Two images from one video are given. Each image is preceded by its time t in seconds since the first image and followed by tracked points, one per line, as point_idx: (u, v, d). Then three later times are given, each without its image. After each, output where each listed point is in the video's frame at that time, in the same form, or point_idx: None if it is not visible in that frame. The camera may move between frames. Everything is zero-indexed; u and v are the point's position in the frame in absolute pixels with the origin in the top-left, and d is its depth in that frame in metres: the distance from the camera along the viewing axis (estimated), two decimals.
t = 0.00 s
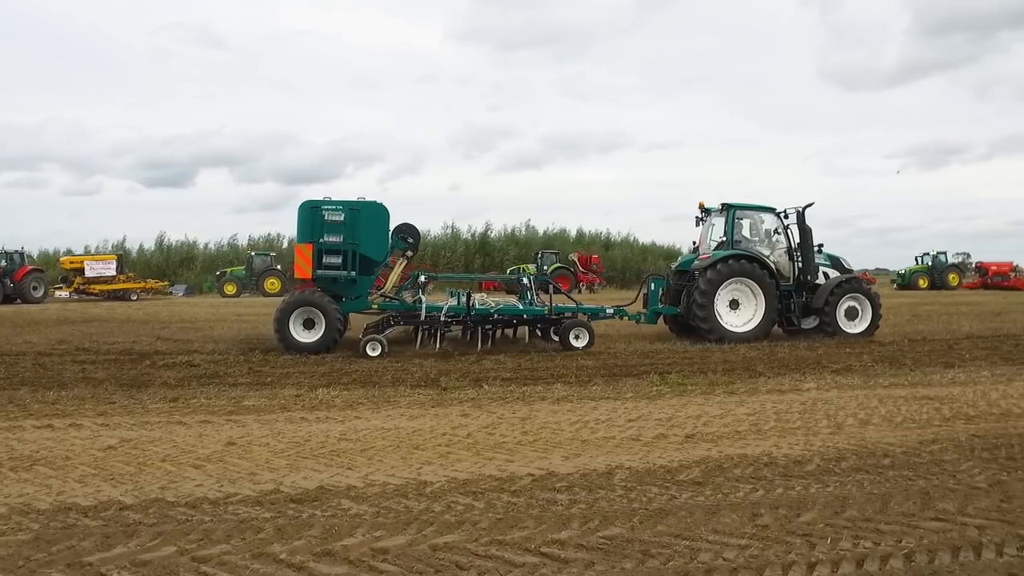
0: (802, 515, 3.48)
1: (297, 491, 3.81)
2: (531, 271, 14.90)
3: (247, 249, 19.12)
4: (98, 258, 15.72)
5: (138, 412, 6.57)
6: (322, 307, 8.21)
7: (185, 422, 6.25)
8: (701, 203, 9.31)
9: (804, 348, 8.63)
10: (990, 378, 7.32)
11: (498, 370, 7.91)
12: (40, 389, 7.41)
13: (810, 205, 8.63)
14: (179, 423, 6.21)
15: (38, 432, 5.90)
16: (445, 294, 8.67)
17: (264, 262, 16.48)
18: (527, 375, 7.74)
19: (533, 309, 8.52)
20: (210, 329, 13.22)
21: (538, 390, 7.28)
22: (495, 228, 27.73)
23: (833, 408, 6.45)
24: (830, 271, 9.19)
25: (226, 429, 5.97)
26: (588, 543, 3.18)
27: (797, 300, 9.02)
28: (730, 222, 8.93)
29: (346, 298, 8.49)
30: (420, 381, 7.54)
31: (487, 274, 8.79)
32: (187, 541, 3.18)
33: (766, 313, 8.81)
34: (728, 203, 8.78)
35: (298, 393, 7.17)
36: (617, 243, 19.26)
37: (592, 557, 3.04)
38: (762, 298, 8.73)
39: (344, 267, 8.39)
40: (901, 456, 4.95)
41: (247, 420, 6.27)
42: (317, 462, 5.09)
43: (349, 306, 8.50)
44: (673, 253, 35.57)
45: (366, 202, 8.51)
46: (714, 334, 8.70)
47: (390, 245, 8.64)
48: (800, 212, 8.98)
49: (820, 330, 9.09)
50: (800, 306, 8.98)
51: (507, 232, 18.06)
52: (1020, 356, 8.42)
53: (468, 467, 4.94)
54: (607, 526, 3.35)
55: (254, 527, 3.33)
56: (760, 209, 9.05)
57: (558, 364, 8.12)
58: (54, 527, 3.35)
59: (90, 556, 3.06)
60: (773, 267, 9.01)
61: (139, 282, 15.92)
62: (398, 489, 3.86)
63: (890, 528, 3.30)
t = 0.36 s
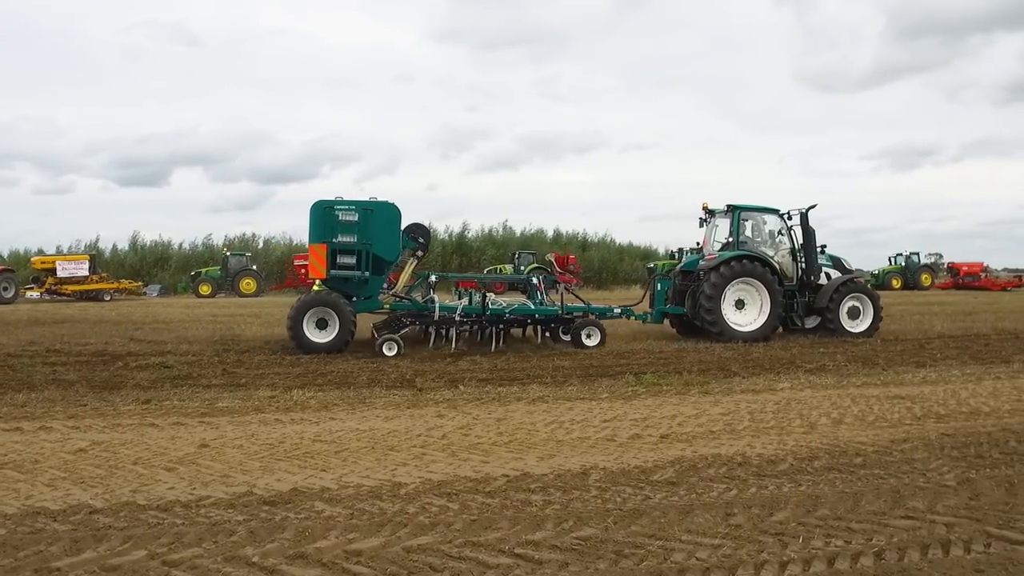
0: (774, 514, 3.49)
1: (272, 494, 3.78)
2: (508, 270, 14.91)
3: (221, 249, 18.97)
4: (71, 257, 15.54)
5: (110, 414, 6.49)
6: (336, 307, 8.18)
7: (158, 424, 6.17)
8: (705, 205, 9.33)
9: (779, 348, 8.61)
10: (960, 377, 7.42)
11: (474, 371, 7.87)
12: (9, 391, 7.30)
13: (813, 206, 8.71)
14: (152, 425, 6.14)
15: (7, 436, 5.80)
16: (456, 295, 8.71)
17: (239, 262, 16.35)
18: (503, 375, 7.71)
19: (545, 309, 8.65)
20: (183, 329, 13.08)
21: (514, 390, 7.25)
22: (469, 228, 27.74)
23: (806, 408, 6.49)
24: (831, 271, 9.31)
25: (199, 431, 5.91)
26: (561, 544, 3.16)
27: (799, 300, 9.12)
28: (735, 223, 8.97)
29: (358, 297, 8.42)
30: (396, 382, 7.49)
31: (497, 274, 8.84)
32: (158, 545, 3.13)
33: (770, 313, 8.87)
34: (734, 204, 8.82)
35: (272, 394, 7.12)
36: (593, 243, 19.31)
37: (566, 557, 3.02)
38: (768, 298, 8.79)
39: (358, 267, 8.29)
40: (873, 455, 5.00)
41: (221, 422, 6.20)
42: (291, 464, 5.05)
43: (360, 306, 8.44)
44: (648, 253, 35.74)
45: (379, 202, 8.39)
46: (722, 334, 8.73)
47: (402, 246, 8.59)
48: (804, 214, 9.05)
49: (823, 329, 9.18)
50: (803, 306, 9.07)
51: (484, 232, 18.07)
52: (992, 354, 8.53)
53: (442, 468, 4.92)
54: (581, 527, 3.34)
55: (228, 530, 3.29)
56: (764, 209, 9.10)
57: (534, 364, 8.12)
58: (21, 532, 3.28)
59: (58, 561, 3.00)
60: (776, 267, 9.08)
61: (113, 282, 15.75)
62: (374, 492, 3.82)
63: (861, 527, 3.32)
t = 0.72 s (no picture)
0: (747, 513, 3.50)
1: (247, 495, 3.74)
2: (487, 270, 14.91)
3: (197, 249, 18.82)
4: (43, 256, 15.33)
5: (81, 416, 6.41)
6: (353, 307, 8.15)
7: (131, 425, 6.10)
8: (710, 205, 9.36)
9: (755, 348, 8.61)
10: (933, 376, 7.50)
11: (451, 371, 7.81)
12: None
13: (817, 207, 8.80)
14: (124, 426, 6.07)
15: None
16: (470, 295, 8.67)
17: (215, 262, 16.22)
18: (480, 376, 7.67)
19: (558, 309, 8.66)
20: (157, 329, 12.94)
21: (491, 391, 7.23)
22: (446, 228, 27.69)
23: (781, 407, 6.54)
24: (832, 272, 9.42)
25: (173, 433, 5.85)
26: (537, 544, 3.14)
27: (803, 299, 9.22)
28: (741, 223, 9.03)
29: (373, 298, 8.42)
30: (372, 382, 7.45)
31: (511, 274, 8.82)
32: (130, 548, 3.09)
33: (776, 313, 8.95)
34: (739, 205, 8.90)
35: (248, 395, 7.07)
36: (571, 244, 19.35)
37: (541, 558, 3.01)
38: (774, 298, 8.88)
39: (373, 267, 8.31)
40: (846, 454, 5.04)
41: (195, 424, 6.14)
42: (266, 465, 5.01)
43: (375, 306, 8.44)
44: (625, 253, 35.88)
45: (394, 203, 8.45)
46: (731, 333, 8.79)
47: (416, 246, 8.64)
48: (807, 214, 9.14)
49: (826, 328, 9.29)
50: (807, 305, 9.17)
51: (463, 232, 18.07)
52: (965, 353, 8.63)
53: (419, 469, 4.91)
54: (556, 527, 3.33)
55: (202, 532, 3.25)
56: (767, 210, 9.17)
57: (511, 364, 8.09)
58: None
59: (25, 566, 2.95)
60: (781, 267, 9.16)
61: (86, 282, 15.57)
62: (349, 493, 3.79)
63: (835, 525, 3.34)
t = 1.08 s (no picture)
0: (724, 512, 3.49)
1: (222, 498, 3.71)
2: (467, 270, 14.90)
3: (173, 249, 18.66)
4: (16, 256, 15.13)
5: (54, 418, 6.33)
6: (371, 307, 8.12)
7: (104, 427, 6.03)
8: (716, 206, 9.47)
9: (732, 348, 8.69)
10: (907, 375, 7.58)
11: (429, 371, 7.74)
12: None
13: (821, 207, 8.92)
14: (98, 428, 5.99)
15: None
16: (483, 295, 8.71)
17: (191, 262, 16.08)
18: (458, 376, 7.62)
19: (572, 309, 8.72)
20: (132, 330, 12.80)
21: (469, 391, 7.21)
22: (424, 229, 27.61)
23: (757, 407, 6.58)
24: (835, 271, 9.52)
25: (148, 435, 5.79)
26: (514, 545, 3.11)
27: (807, 299, 9.34)
28: (746, 224, 9.14)
29: (388, 298, 8.40)
30: (350, 383, 7.41)
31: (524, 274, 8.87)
32: (102, 552, 3.04)
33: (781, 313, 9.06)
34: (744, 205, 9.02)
35: (224, 396, 7.01)
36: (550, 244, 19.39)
37: (518, 559, 2.97)
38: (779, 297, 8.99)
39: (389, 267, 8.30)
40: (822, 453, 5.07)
41: (170, 425, 6.08)
42: (241, 467, 4.97)
43: (391, 306, 8.42)
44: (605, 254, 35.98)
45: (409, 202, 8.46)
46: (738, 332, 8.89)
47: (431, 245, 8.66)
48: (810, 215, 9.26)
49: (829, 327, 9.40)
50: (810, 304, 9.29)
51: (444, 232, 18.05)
52: (940, 352, 8.73)
53: (396, 470, 4.89)
54: (532, 528, 3.30)
55: (175, 535, 3.21)
56: (771, 211, 9.29)
57: (490, 364, 8.04)
58: None
59: None
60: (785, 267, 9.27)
61: (60, 282, 15.38)
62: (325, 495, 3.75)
63: (809, 523, 3.33)
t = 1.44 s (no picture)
0: (699, 511, 3.51)
1: (197, 499, 3.68)
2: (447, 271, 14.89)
3: (149, 249, 18.49)
4: None
5: (25, 420, 6.25)
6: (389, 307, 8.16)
7: (77, 429, 5.97)
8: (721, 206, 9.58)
9: (709, 348, 8.79)
10: (881, 375, 7.66)
11: (406, 372, 7.68)
12: None
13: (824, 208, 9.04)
14: (70, 431, 5.93)
15: None
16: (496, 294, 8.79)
17: (167, 263, 15.95)
18: (435, 377, 7.58)
19: (585, 309, 8.81)
20: (106, 331, 12.67)
21: (446, 392, 7.19)
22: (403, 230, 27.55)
23: (733, 406, 6.62)
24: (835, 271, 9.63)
25: (121, 437, 5.74)
26: (490, 545, 3.12)
27: (809, 298, 9.44)
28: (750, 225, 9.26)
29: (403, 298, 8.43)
30: (327, 383, 7.37)
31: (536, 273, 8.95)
32: (73, 556, 3.01)
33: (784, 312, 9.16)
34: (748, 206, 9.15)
35: (199, 397, 6.96)
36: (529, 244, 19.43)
37: (493, 559, 2.97)
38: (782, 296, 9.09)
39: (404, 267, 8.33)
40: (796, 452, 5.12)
41: (145, 427, 6.02)
42: (216, 469, 4.94)
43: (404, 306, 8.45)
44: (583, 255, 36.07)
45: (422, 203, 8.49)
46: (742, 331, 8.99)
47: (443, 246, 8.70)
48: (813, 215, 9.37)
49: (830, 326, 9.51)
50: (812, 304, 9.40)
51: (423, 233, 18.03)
52: (914, 351, 8.78)
53: (373, 470, 4.88)
54: (509, 528, 3.31)
55: (149, 538, 3.18)
56: (774, 211, 9.40)
57: (467, 364, 7.98)
58: None
59: None
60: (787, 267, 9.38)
61: (32, 283, 15.19)
62: (301, 496, 3.74)
63: (783, 522, 3.36)
